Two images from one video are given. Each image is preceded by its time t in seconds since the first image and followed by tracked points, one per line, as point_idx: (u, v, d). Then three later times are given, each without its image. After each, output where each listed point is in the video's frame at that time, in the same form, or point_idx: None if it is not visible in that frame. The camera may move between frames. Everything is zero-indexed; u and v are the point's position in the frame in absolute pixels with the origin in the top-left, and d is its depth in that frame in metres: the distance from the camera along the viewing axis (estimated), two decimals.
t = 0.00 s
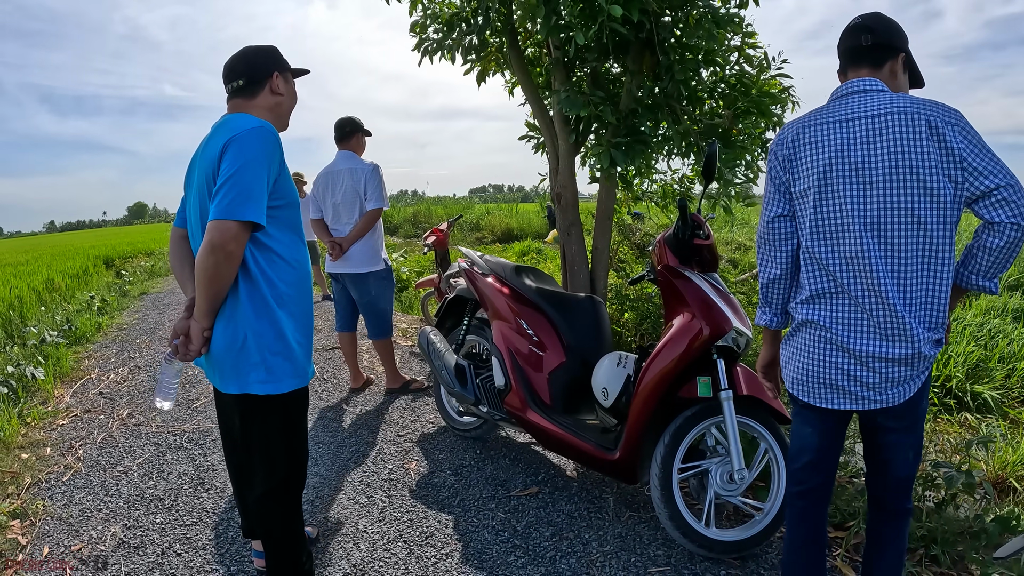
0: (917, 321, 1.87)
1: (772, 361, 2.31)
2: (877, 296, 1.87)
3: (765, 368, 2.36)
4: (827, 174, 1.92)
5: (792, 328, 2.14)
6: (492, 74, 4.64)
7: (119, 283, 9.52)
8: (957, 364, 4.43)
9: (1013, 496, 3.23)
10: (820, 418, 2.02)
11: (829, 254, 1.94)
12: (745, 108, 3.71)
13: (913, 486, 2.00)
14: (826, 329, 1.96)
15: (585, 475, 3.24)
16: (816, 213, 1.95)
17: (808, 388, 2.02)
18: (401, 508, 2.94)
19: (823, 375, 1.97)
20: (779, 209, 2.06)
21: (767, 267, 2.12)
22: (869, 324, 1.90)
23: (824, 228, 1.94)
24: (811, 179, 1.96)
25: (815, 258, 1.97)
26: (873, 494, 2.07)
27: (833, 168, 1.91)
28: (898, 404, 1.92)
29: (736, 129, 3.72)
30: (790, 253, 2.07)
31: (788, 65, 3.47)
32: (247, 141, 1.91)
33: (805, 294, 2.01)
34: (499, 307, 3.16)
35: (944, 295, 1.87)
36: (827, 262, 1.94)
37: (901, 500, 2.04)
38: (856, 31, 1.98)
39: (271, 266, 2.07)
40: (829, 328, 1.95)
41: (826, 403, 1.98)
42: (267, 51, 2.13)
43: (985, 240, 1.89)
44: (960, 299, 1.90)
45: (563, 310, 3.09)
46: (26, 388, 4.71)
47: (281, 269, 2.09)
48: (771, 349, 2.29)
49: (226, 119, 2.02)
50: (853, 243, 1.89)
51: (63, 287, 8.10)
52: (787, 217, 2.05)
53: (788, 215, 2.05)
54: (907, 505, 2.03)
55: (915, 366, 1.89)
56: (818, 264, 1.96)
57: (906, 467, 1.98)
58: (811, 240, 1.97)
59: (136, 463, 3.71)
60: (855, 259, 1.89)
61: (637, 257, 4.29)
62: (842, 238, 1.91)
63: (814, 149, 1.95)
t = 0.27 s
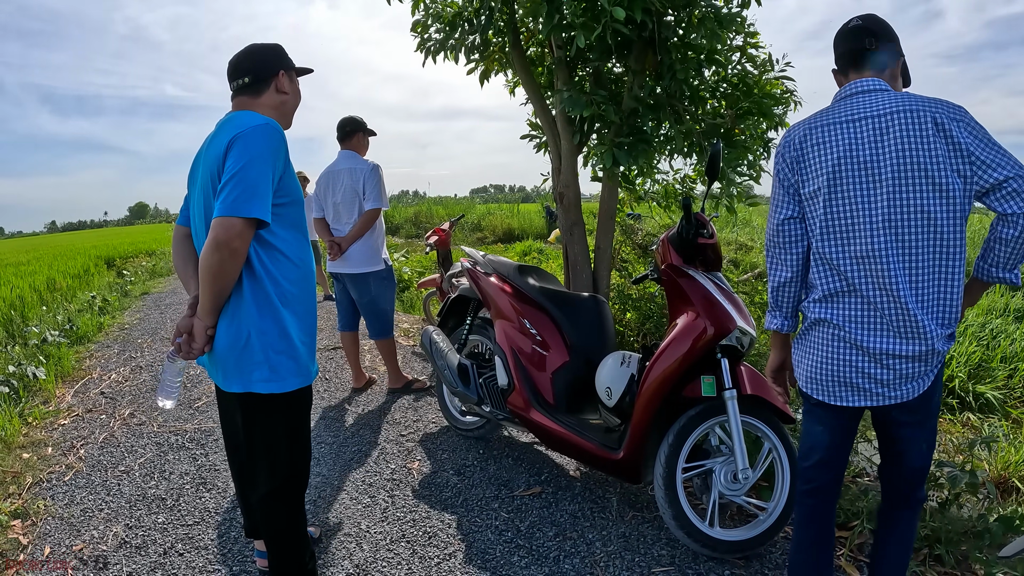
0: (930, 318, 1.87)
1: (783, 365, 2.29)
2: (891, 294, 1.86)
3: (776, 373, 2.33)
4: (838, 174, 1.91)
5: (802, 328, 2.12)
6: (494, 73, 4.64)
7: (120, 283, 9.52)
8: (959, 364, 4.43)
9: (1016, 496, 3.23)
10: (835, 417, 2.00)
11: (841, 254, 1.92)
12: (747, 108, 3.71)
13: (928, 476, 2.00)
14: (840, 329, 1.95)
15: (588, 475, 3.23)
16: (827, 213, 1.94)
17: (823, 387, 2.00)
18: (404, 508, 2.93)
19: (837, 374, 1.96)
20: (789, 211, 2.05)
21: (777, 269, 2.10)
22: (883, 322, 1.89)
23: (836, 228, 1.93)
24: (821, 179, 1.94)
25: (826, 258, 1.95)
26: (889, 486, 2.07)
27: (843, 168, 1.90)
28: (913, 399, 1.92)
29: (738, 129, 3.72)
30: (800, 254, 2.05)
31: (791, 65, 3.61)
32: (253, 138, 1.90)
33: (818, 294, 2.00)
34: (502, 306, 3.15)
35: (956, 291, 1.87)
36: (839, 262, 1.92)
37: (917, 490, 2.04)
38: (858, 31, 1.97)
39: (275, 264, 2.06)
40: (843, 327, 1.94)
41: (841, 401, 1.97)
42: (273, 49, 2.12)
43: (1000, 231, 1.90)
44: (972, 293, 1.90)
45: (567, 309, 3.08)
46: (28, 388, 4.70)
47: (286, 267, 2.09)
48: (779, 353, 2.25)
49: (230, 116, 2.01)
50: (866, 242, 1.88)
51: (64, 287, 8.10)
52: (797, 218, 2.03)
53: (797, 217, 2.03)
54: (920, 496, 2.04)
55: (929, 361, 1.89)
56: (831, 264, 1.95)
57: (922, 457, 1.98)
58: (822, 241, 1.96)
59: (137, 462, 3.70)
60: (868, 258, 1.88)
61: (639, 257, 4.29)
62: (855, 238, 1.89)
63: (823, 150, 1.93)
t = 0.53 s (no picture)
0: (942, 317, 1.86)
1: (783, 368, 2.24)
2: (905, 294, 1.85)
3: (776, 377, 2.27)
4: (852, 174, 1.90)
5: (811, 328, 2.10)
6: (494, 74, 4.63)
7: (121, 283, 9.53)
8: (960, 365, 4.41)
9: (1016, 497, 3.22)
10: (844, 416, 1.99)
11: (855, 254, 1.91)
12: (748, 109, 3.70)
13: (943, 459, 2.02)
14: (853, 330, 1.93)
15: (588, 476, 3.23)
16: (841, 213, 1.92)
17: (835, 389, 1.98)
18: (403, 509, 2.92)
19: (849, 375, 1.94)
20: (801, 211, 2.02)
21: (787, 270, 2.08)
22: (896, 321, 1.88)
23: (849, 228, 1.91)
24: (834, 179, 1.93)
25: (840, 258, 1.94)
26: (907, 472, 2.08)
27: (857, 168, 1.89)
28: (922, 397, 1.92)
29: (738, 130, 3.71)
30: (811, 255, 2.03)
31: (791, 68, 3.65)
32: (251, 140, 1.90)
33: (829, 294, 1.98)
34: (502, 308, 3.15)
35: (967, 291, 1.87)
36: (853, 262, 1.91)
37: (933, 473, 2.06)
38: (872, 37, 1.97)
39: (273, 266, 2.05)
40: (854, 326, 1.93)
41: (852, 401, 1.96)
42: (270, 50, 2.12)
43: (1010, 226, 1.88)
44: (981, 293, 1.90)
45: (567, 310, 3.07)
46: (28, 388, 4.71)
47: (284, 270, 2.08)
48: (780, 356, 2.22)
49: (228, 117, 2.01)
50: (881, 241, 1.87)
51: (66, 287, 8.11)
52: (809, 218, 2.01)
53: (810, 217, 2.01)
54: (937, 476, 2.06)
55: (940, 361, 1.89)
56: (844, 264, 1.93)
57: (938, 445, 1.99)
58: (835, 241, 1.94)
59: (137, 463, 3.70)
60: (883, 258, 1.87)
61: (639, 258, 4.27)
62: (869, 237, 1.89)
63: (837, 150, 1.92)
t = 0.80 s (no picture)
0: (967, 326, 1.86)
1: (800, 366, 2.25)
2: (932, 298, 1.85)
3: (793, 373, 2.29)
4: (886, 176, 1.91)
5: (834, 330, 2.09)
6: (495, 74, 4.62)
7: (123, 283, 9.55)
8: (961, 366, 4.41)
9: (1017, 499, 3.21)
10: (862, 416, 1.99)
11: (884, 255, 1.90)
12: (748, 110, 3.69)
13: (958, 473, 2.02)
14: (877, 330, 1.92)
15: (588, 477, 3.23)
16: (874, 213, 1.92)
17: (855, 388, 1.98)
18: (402, 511, 2.92)
19: (871, 375, 1.94)
20: (835, 211, 2.01)
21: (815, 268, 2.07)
22: (923, 325, 1.87)
23: (880, 229, 1.91)
24: (869, 180, 1.93)
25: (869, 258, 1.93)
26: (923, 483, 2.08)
27: (893, 171, 1.90)
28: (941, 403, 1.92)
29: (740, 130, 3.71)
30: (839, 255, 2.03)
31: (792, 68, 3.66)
32: (249, 141, 1.90)
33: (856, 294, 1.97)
34: (502, 309, 3.14)
35: (992, 303, 1.88)
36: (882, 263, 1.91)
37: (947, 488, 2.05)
38: (913, 55, 1.98)
39: (271, 267, 2.05)
40: (881, 328, 1.92)
41: (872, 402, 1.95)
42: (267, 51, 2.11)
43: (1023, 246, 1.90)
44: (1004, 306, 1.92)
45: (567, 311, 3.06)
46: (28, 388, 4.71)
47: (282, 271, 2.08)
48: (798, 352, 2.23)
49: (226, 119, 2.00)
50: (911, 245, 1.87)
51: (67, 287, 8.12)
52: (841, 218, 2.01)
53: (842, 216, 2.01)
54: (950, 492, 2.05)
55: (959, 368, 1.88)
56: (872, 264, 1.93)
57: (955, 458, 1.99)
58: (867, 242, 1.94)
59: (137, 464, 3.71)
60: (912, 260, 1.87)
61: (640, 258, 4.25)
62: (900, 239, 1.88)
63: (874, 153, 1.93)
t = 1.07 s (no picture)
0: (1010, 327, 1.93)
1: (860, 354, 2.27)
2: (981, 298, 1.91)
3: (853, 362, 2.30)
4: (947, 178, 1.96)
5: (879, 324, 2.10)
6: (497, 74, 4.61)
7: (125, 282, 9.57)
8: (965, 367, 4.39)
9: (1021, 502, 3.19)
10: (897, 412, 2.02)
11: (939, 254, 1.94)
12: (751, 110, 3.68)
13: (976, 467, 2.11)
14: (933, 325, 1.94)
15: (590, 479, 3.22)
16: (932, 212, 1.96)
17: (901, 383, 1.99)
18: (404, 512, 2.91)
19: (923, 368, 1.95)
20: (893, 206, 2.04)
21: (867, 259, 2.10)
22: (975, 322, 1.92)
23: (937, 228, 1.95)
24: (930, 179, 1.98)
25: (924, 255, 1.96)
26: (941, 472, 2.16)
27: (950, 173, 1.96)
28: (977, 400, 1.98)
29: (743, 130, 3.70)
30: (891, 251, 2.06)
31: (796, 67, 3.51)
32: (249, 140, 1.90)
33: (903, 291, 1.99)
34: (504, 310, 3.14)
35: None
36: (936, 261, 1.94)
37: (963, 479, 2.15)
38: (975, 72, 2.07)
39: (271, 267, 2.05)
40: (936, 323, 1.94)
41: (919, 396, 1.97)
42: (261, 51, 2.09)
43: None
44: None
45: (569, 313, 3.05)
46: (30, 388, 4.73)
47: (282, 271, 2.08)
48: (861, 341, 2.27)
49: (226, 119, 2.00)
50: (965, 246, 1.92)
51: (70, 286, 8.14)
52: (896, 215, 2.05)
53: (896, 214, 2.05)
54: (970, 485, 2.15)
55: (1000, 367, 1.95)
56: (927, 260, 1.96)
57: (977, 453, 2.08)
58: (928, 238, 1.96)
59: (138, 464, 3.71)
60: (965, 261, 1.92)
61: (643, 259, 4.22)
62: (954, 240, 1.93)
63: (936, 154, 1.98)
